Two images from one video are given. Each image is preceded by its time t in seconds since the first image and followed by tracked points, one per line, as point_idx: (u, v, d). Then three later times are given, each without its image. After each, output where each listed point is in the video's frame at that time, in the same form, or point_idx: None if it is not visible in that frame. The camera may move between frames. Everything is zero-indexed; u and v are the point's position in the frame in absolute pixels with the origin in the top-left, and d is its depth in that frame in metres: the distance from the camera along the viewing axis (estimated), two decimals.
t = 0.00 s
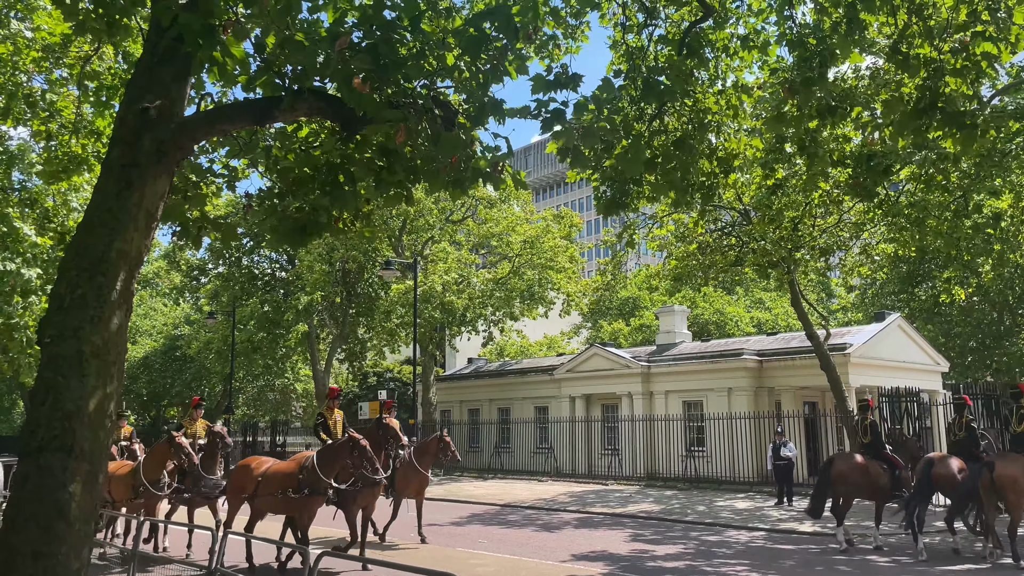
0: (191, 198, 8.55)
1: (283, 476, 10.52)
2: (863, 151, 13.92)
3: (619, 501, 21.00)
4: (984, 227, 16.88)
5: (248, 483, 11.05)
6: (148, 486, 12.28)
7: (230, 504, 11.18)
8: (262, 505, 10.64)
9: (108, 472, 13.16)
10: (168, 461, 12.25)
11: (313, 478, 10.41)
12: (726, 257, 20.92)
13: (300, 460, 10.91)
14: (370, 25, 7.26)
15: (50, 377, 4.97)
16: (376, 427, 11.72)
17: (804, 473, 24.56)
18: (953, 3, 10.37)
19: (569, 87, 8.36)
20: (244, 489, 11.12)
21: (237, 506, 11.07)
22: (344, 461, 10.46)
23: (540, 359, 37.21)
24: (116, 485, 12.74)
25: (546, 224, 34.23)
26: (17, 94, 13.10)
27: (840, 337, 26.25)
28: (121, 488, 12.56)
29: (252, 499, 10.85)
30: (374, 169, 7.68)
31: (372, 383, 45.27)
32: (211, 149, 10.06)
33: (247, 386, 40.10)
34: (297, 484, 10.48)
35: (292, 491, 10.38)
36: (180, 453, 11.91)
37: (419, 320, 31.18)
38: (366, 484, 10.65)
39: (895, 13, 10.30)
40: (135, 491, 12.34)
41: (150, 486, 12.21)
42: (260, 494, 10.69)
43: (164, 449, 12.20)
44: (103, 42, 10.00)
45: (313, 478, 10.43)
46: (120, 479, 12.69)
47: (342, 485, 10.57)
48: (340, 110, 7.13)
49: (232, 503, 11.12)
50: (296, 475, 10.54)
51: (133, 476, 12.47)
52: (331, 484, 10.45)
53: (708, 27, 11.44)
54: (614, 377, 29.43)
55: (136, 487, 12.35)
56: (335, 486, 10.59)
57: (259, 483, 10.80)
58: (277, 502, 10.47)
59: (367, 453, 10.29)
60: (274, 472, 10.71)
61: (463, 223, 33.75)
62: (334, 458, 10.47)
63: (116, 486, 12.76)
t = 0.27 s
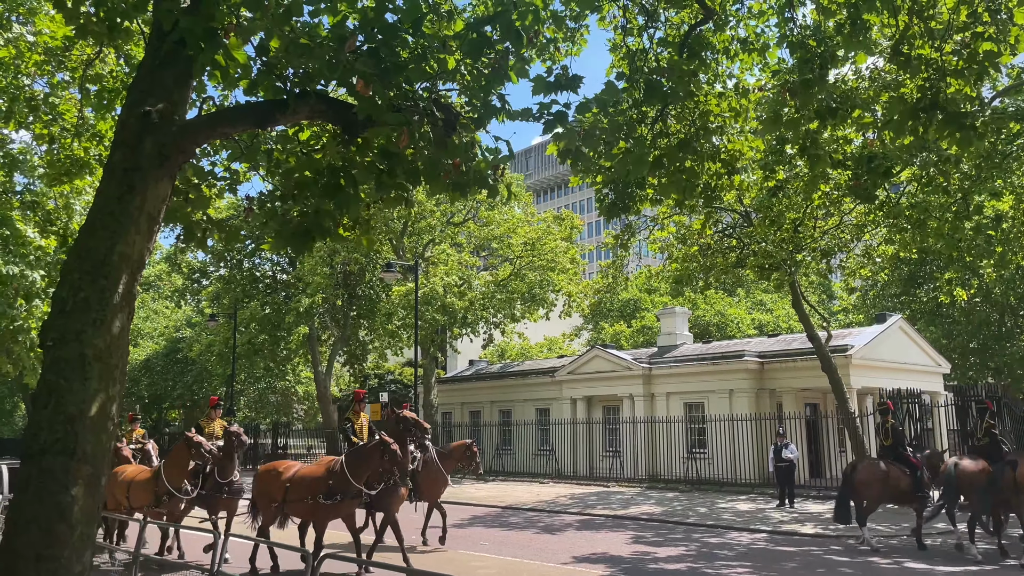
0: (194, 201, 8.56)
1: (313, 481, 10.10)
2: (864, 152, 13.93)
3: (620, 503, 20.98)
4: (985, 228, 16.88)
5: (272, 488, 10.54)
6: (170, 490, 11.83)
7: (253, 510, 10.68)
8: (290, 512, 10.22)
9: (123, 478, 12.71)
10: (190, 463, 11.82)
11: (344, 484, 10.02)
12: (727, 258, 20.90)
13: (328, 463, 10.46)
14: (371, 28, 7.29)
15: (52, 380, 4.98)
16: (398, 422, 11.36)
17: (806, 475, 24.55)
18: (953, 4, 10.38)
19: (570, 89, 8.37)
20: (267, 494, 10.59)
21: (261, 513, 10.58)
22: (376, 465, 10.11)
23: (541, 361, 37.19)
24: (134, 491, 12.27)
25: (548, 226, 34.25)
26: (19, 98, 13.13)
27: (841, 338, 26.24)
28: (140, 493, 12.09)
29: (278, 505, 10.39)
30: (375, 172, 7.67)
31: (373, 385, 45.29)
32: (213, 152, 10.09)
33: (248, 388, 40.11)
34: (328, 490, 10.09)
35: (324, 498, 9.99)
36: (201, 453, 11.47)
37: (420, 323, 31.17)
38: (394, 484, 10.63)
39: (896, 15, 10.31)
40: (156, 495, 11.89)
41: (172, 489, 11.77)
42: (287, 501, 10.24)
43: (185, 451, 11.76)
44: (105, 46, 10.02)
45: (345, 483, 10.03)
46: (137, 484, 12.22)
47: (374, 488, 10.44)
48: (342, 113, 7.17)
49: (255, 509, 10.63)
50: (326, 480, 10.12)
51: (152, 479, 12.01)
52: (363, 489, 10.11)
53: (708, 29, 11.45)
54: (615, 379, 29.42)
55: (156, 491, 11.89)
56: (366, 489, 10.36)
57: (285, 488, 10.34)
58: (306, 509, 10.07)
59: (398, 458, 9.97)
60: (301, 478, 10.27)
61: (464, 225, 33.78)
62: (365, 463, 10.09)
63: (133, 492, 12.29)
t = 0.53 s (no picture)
0: (196, 202, 8.54)
1: (347, 484, 10.00)
2: (867, 153, 13.91)
3: (622, 505, 20.96)
4: (988, 229, 16.86)
5: (302, 492, 10.37)
6: (194, 491, 11.59)
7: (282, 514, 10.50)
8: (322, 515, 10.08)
9: (140, 479, 12.43)
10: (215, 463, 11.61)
11: (379, 486, 9.95)
12: (730, 259, 20.85)
13: (360, 467, 10.38)
14: (373, 30, 7.29)
15: (55, 382, 4.97)
16: (431, 427, 11.34)
17: (809, 476, 24.47)
18: (956, 4, 10.35)
19: (573, 89, 8.35)
20: (296, 500, 10.37)
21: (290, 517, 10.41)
22: (411, 467, 10.08)
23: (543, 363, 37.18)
24: (153, 492, 12.00)
25: (550, 228, 34.23)
26: (21, 100, 13.14)
27: (843, 339, 26.20)
28: (161, 494, 11.83)
29: (309, 508, 10.22)
30: (378, 173, 7.64)
31: (374, 387, 45.30)
32: (214, 154, 10.08)
33: (250, 390, 40.13)
34: (362, 492, 9.98)
35: (359, 500, 9.90)
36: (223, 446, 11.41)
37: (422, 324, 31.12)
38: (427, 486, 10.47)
39: (899, 16, 10.30)
40: (178, 497, 11.65)
41: (197, 491, 11.54)
42: (320, 504, 10.10)
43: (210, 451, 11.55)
44: (108, 48, 10.01)
45: (379, 485, 9.96)
46: (158, 485, 11.96)
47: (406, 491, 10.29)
48: (343, 114, 7.15)
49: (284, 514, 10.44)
50: (360, 482, 10.03)
51: (174, 480, 11.76)
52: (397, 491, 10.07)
53: (710, 31, 11.44)
54: (617, 381, 29.38)
55: (179, 492, 11.64)
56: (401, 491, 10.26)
57: (317, 491, 10.20)
58: (340, 512, 9.95)
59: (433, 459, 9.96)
60: (333, 481, 10.16)
61: (466, 227, 33.80)
62: (400, 464, 10.04)
63: (153, 493, 12.02)
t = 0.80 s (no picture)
0: (197, 203, 8.54)
1: (382, 480, 9.99)
2: (869, 153, 13.88)
3: (624, 506, 20.95)
4: (991, 229, 16.83)
5: (338, 490, 10.38)
6: (216, 490, 11.11)
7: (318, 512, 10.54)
8: (358, 513, 10.09)
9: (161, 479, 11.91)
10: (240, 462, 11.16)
11: (414, 484, 9.86)
12: (732, 260, 20.82)
13: (394, 464, 10.37)
14: (375, 32, 7.30)
15: (58, 383, 4.98)
16: (466, 423, 11.08)
17: (811, 477, 24.43)
18: (958, 3, 10.34)
19: (577, 92, 8.36)
20: (332, 497, 10.40)
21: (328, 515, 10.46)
22: (447, 464, 9.90)
23: (545, 363, 37.17)
24: (174, 493, 11.52)
25: (552, 228, 34.21)
26: (24, 101, 13.16)
27: (846, 340, 26.18)
28: (182, 494, 11.34)
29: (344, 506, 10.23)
30: (379, 173, 7.65)
31: (377, 388, 45.35)
32: (216, 156, 10.10)
33: (252, 390, 40.15)
34: (397, 489, 9.95)
35: (394, 497, 9.86)
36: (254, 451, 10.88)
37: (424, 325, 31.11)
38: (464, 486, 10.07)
39: (901, 16, 10.29)
40: (200, 497, 11.15)
41: (220, 490, 11.07)
42: (355, 502, 10.10)
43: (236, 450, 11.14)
44: (110, 49, 10.01)
45: (415, 483, 9.88)
46: (179, 485, 11.47)
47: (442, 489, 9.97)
48: (346, 116, 7.17)
49: (320, 511, 10.49)
50: (396, 480, 10.00)
51: (196, 480, 11.30)
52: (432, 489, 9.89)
53: (713, 31, 11.43)
54: (619, 381, 29.37)
55: (200, 492, 11.16)
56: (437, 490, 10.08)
57: (352, 489, 10.21)
58: (375, 509, 9.93)
59: (467, 455, 9.67)
60: (367, 478, 10.16)
61: (468, 227, 33.80)
62: (435, 462, 9.90)
63: (175, 493, 11.52)
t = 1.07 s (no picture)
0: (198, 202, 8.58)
1: (416, 482, 9.88)
2: (872, 152, 13.87)
3: (627, 505, 20.97)
4: (994, 229, 16.80)
5: (369, 491, 10.22)
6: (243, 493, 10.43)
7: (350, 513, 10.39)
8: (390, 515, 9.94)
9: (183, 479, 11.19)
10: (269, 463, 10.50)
11: (449, 486, 9.73)
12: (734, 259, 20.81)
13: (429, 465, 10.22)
14: (378, 32, 7.32)
15: (61, 382, 5.00)
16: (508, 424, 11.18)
17: (813, 477, 24.41)
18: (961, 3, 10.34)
19: (580, 92, 8.36)
20: (364, 498, 10.27)
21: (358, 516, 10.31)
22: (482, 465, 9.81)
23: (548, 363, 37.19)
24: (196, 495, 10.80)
25: (554, 228, 34.21)
26: (27, 101, 13.19)
27: (849, 339, 26.15)
28: (205, 496, 10.65)
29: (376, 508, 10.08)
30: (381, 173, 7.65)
31: (379, 387, 45.42)
32: (219, 156, 10.13)
33: (255, 389, 40.21)
34: (431, 492, 9.82)
35: (428, 500, 9.73)
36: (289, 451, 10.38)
37: (426, 324, 31.14)
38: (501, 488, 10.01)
39: (904, 15, 10.29)
40: (225, 499, 10.46)
41: (247, 493, 10.38)
42: (388, 504, 9.96)
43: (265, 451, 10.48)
44: (113, 49, 10.04)
45: (449, 485, 9.75)
46: (202, 487, 10.73)
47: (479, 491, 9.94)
48: (348, 116, 7.19)
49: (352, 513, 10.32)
50: (430, 482, 9.87)
51: (220, 481, 10.60)
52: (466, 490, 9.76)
53: (716, 30, 11.44)
54: (621, 381, 29.38)
55: (226, 494, 10.47)
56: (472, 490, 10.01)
57: (385, 491, 10.07)
58: (407, 512, 9.81)
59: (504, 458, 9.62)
60: (401, 479, 10.04)
61: (470, 226, 33.82)
62: (470, 463, 9.79)
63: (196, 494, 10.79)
